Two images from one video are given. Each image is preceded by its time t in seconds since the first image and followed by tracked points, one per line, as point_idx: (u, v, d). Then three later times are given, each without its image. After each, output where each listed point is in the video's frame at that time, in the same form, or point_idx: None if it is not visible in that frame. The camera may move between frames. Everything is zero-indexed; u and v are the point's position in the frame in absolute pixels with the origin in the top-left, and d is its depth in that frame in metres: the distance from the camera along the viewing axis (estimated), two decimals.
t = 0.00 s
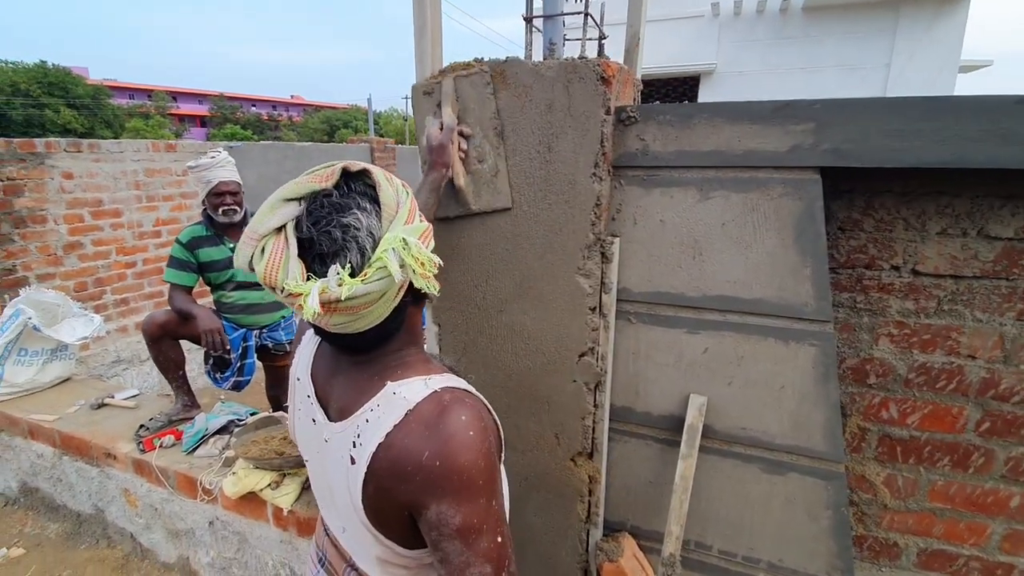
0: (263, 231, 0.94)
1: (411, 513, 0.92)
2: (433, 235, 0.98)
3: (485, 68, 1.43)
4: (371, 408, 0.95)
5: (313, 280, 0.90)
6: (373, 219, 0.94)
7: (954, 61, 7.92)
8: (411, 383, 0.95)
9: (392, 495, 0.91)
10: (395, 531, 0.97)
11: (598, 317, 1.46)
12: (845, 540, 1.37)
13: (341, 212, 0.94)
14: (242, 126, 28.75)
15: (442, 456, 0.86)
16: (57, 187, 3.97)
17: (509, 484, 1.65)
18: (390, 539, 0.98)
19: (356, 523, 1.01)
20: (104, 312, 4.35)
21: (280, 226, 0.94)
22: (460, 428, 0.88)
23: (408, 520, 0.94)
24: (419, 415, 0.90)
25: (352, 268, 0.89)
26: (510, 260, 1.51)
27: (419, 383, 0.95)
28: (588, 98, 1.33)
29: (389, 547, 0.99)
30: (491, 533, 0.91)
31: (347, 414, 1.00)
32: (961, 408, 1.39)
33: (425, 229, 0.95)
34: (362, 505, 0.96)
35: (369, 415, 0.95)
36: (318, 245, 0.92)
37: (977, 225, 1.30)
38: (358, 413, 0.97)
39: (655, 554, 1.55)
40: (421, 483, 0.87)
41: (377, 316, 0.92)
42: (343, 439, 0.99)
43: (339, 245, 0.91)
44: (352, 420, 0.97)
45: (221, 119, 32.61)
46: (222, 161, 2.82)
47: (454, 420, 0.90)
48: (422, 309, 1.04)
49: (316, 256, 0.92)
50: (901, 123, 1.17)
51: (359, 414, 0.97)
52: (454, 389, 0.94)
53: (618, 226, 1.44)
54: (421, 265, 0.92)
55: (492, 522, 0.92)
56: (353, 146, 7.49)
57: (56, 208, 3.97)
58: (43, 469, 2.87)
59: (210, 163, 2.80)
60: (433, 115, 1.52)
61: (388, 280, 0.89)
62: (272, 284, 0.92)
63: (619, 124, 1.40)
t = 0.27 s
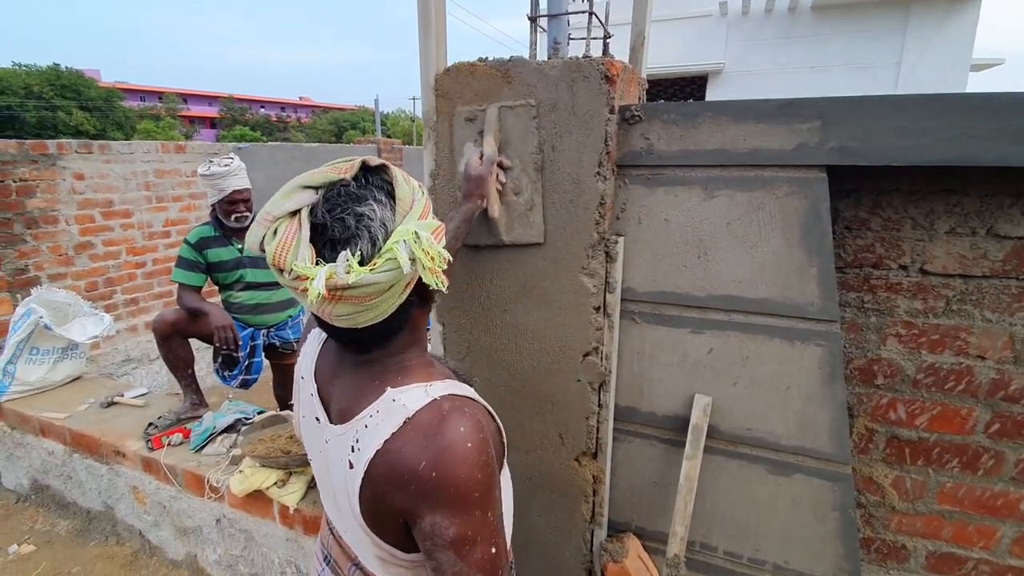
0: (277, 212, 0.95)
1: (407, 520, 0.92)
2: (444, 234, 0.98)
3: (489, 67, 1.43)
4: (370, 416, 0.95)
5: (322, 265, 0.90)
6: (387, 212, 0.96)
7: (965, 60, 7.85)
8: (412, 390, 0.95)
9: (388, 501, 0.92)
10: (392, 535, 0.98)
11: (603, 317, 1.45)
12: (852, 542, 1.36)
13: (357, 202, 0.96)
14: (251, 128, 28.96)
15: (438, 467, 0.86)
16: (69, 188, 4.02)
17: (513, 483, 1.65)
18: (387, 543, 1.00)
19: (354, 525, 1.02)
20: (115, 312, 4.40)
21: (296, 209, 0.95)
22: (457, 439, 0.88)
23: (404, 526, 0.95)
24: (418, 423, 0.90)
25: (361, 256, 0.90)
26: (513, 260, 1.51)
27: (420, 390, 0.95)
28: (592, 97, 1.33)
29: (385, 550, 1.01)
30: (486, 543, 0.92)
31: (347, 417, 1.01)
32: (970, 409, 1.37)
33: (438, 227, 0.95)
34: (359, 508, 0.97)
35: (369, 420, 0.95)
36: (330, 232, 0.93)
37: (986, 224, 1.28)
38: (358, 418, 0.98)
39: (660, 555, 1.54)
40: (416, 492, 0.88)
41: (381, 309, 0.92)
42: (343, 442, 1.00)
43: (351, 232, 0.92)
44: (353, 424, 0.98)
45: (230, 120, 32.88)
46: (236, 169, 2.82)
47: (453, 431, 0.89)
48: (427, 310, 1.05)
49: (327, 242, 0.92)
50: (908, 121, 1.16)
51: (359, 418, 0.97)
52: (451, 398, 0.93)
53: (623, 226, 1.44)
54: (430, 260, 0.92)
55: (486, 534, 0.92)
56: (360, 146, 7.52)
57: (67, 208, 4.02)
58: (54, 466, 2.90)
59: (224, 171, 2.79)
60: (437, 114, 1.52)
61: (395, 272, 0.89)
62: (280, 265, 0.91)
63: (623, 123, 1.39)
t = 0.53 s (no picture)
0: (273, 211, 0.95)
1: (406, 519, 0.91)
2: (437, 243, 0.96)
3: (490, 68, 1.43)
4: (367, 414, 0.94)
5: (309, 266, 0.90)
6: (381, 217, 0.94)
7: (973, 60, 7.79)
8: (408, 388, 0.95)
9: (387, 501, 0.91)
10: (390, 536, 0.97)
11: (603, 318, 1.44)
12: (856, 547, 1.34)
13: (352, 205, 0.94)
14: (257, 129, 29.10)
15: (437, 464, 0.85)
16: (75, 189, 4.04)
17: (514, 485, 1.64)
18: (386, 544, 0.98)
19: (353, 526, 1.01)
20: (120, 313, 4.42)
21: (292, 209, 0.95)
22: (456, 435, 0.87)
23: (403, 526, 0.94)
24: (416, 420, 0.90)
25: (348, 260, 0.89)
26: (514, 261, 1.50)
27: (417, 389, 0.95)
28: (592, 97, 1.32)
29: (385, 552, 0.99)
30: (487, 540, 0.91)
31: (344, 417, 1.00)
32: (976, 412, 1.35)
33: (429, 235, 0.93)
34: (357, 508, 0.96)
35: (365, 419, 0.95)
36: (321, 233, 0.92)
37: (992, 225, 1.27)
38: (354, 417, 0.97)
39: (662, 559, 1.53)
40: (416, 490, 0.87)
41: (367, 312, 0.92)
42: (339, 442, 0.99)
43: (341, 235, 0.91)
44: (349, 423, 0.97)
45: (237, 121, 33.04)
46: (242, 169, 2.83)
47: (451, 426, 0.89)
48: (421, 314, 1.04)
49: (316, 243, 0.92)
50: (912, 121, 1.15)
51: (355, 418, 0.96)
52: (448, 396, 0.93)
53: (624, 226, 1.43)
54: (416, 270, 0.89)
55: (487, 531, 0.91)
56: (364, 147, 7.53)
57: (74, 209, 4.04)
58: (59, 466, 2.92)
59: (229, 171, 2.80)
60: (437, 115, 1.52)
61: (380, 279, 0.87)
62: (271, 264, 0.93)
63: (624, 123, 1.38)
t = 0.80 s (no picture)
0: (288, 217, 0.93)
1: (409, 532, 0.91)
2: (455, 259, 0.94)
3: (493, 66, 1.42)
4: (374, 425, 0.93)
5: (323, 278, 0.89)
6: (398, 229, 0.92)
7: (981, 57, 7.73)
8: (417, 400, 0.93)
9: (391, 512, 0.90)
10: (392, 547, 0.96)
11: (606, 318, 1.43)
12: (863, 549, 1.32)
13: (369, 215, 0.92)
14: (262, 129, 29.19)
15: (443, 480, 0.84)
16: (81, 190, 4.05)
17: (517, 486, 1.63)
18: (388, 554, 0.98)
19: (355, 533, 1.01)
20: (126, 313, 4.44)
21: (307, 216, 0.93)
22: (464, 452, 0.86)
23: (406, 538, 0.93)
24: (424, 433, 0.89)
25: (364, 274, 0.88)
26: (517, 260, 1.49)
27: (426, 399, 0.93)
28: (596, 95, 1.31)
29: (388, 561, 0.99)
30: (489, 560, 0.90)
31: (351, 424, 0.99)
32: (986, 414, 1.33)
33: (448, 252, 0.91)
34: (361, 517, 0.95)
35: (373, 429, 0.94)
36: (337, 244, 0.91)
37: (1003, 224, 1.25)
38: (360, 427, 0.96)
39: (667, 561, 1.52)
40: (420, 505, 0.86)
41: (380, 325, 0.91)
42: (345, 451, 0.98)
43: (357, 247, 0.90)
44: (356, 432, 0.96)
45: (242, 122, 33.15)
46: (246, 168, 2.82)
47: (459, 443, 0.88)
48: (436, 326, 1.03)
49: (332, 254, 0.91)
50: (921, 118, 1.13)
51: (361, 427, 0.96)
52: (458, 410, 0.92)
53: (628, 226, 1.42)
54: (434, 289, 0.87)
55: (490, 550, 0.90)
56: (368, 147, 7.52)
57: (79, 210, 4.05)
58: (64, 465, 2.93)
59: (233, 169, 2.80)
60: (440, 114, 1.51)
61: (395, 296, 0.86)
62: (284, 273, 0.92)
63: (628, 121, 1.37)
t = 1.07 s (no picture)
0: (329, 212, 0.93)
1: (425, 537, 0.91)
2: (495, 255, 0.94)
3: (496, 64, 1.41)
4: (396, 428, 0.93)
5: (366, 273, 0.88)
6: (440, 225, 0.92)
7: (985, 55, 7.70)
8: (441, 405, 0.93)
9: (409, 516, 0.91)
10: (407, 548, 0.96)
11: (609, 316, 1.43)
12: (868, 549, 1.32)
13: (411, 211, 0.92)
14: (265, 129, 29.26)
15: (462, 490, 0.84)
16: (85, 189, 4.07)
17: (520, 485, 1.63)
18: (402, 555, 0.98)
19: (370, 532, 1.01)
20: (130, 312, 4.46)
21: (348, 211, 0.93)
22: (483, 463, 0.85)
23: (422, 542, 0.93)
24: (445, 441, 0.88)
25: (407, 270, 0.87)
26: (520, 259, 1.49)
27: (448, 405, 0.93)
28: (600, 92, 1.30)
29: (401, 562, 0.99)
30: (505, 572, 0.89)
31: (372, 424, 1.00)
32: (992, 413, 1.33)
33: (489, 248, 0.91)
34: (378, 518, 0.96)
35: (395, 432, 0.94)
36: (380, 239, 0.91)
37: (1009, 222, 1.24)
38: (382, 427, 0.96)
39: (671, 560, 1.52)
40: (438, 513, 0.86)
41: (418, 322, 0.91)
42: (366, 449, 0.99)
43: (401, 243, 0.89)
44: (377, 433, 0.97)
45: (245, 122, 33.23)
46: (248, 166, 2.83)
47: (479, 452, 0.87)
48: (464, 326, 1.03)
49: (375, 249, 0.91)
50: (925, 116, 1.12)
51: (384, 428, 0.95)
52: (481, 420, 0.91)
53: (632, 224, 1.41)
54: (478, 283, 0.87)
55: (506, 563, 0.89)
56: (370, 146, 7.53)
57: (83, 209, 4.07)
58: (69, 463, 2.94)
59: (235, 167, 2.81)
60: (444, 112, 1.51)
61: (438, 291, 0.86)
62: (325, 267, 0.90)
63: (632, 119, 1.37)
